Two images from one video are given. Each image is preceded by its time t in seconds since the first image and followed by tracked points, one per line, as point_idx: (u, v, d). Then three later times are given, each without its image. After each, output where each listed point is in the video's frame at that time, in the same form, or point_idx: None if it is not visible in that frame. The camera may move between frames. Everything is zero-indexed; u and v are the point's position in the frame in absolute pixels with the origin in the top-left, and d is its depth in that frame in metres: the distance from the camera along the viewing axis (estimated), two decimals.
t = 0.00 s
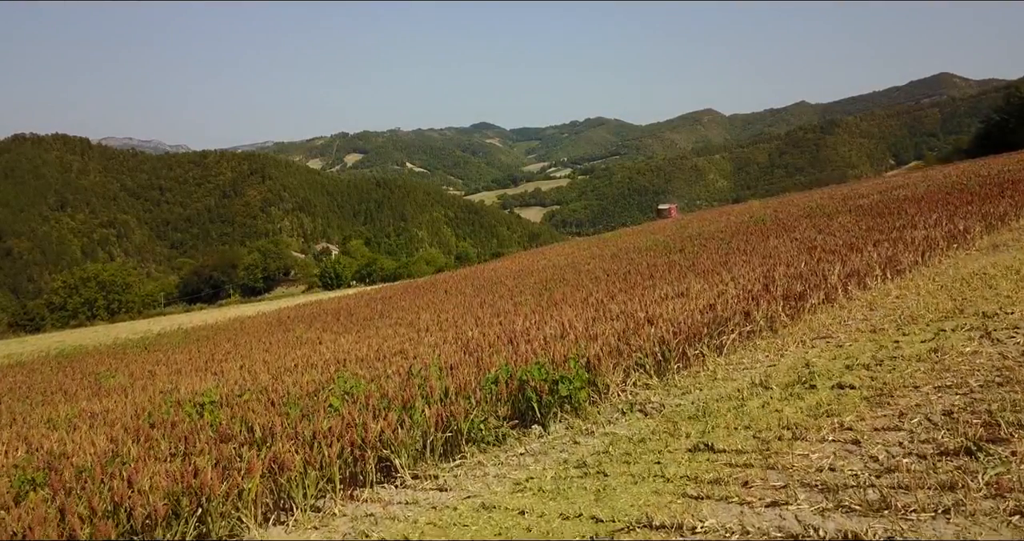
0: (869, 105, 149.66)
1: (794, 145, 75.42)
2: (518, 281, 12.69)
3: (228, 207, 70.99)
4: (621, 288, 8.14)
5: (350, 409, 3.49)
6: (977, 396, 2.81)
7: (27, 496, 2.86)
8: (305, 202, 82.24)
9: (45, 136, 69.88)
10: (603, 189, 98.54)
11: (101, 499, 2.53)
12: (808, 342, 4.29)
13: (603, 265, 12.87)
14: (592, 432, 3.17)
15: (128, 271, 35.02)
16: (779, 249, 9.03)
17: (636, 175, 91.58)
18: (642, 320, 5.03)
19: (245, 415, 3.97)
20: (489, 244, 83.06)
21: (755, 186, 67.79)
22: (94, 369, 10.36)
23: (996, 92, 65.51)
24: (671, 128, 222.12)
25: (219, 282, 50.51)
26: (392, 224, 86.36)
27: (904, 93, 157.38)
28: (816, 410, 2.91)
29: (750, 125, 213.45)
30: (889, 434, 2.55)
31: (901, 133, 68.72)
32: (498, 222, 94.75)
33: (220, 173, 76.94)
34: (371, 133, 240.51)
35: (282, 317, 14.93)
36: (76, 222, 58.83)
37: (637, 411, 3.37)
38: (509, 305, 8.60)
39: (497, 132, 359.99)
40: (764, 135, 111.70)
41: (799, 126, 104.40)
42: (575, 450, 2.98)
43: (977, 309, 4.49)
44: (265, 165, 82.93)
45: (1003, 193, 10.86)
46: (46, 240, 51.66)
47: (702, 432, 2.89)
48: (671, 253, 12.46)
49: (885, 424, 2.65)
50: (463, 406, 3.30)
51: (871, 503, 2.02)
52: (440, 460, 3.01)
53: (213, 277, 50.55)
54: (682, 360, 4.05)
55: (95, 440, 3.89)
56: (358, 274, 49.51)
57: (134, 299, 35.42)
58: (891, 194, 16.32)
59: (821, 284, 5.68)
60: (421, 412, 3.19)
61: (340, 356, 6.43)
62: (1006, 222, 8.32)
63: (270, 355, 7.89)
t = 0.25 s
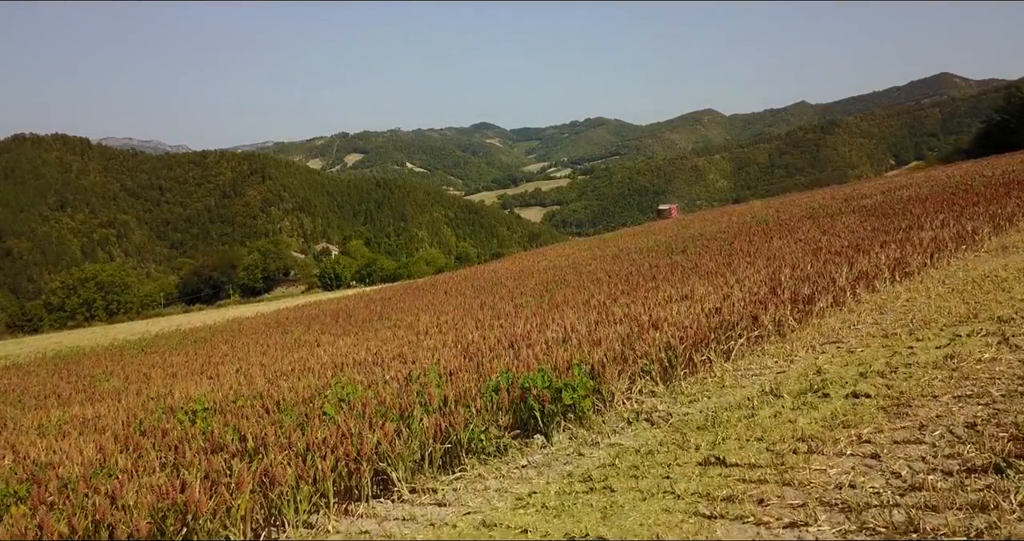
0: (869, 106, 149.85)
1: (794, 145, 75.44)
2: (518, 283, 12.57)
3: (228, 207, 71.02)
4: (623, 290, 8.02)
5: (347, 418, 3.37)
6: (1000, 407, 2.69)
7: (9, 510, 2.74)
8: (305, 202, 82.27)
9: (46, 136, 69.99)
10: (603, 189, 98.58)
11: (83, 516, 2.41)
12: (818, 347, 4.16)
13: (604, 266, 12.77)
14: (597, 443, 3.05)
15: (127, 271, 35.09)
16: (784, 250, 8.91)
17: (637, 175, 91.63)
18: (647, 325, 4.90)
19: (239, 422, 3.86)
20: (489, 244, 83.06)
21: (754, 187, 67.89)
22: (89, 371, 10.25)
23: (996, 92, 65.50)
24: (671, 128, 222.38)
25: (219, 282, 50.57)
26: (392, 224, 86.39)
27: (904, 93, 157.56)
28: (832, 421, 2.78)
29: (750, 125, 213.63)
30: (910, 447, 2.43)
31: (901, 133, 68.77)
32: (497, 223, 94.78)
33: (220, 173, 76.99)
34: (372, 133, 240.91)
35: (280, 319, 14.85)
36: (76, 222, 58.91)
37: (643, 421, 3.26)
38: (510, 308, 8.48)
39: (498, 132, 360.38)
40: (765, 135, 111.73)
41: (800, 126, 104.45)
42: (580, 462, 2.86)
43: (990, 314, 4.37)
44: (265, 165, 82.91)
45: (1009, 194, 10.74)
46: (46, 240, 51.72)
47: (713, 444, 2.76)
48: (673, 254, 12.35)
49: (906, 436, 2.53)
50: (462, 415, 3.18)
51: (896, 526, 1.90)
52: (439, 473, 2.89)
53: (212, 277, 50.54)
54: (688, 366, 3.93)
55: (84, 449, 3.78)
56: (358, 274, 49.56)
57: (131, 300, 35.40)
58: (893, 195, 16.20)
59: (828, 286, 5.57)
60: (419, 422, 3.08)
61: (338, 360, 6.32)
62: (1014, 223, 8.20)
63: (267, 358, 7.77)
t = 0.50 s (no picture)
0: (869, 106, 150.13)
1: (794, 146, 75.47)
2: (519, 284, 12.46)
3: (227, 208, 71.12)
4: (626, 292, 7.90)
5: (341, 428, 3.25)
6: None
7: None
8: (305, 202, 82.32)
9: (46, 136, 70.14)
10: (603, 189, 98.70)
11: None
12: (827, 353, 4.04)
13: (605, 267, 12.67)
14: (601, 454, 2.94)
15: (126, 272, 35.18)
16: (786, 252, 8.80)
17: (637, 176, 91.72)
18: (651, 328, 4.79)
19: (232, 430, 3.76)
20: (489, 245, 83.03)
21: (754, 188, 67.98)
22: (85, 374, 10.13)
23: (997, 92, 65.43)
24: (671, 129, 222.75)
25: (218, 282, 50.78)
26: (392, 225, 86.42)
27: (904, 94, 157.80)
28: (848, 433, 2.67)
29: (750, 125, 213.84)
30: (928, 463, 2.31)
31: (901, 133, 68.85)
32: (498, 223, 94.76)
33: (219, 173, 77.06)
34: (372, 133, 241.34)
35: (278, 320, 14.75)
36: (76, 222, 58.99)
37: (649, 430, 3.16)
38: (510, 310, 8.36)
39: (498, 134, 365.63)
40: (765, 135, 111.86)
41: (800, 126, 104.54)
42: (584, 475, 2.74)
43: (1004, 318, 4.26)
44: (265, 166, 82.90)
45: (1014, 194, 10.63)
46: (46, 240, 51.78)
47: (725, 460, 2.62)
48: (674, 255, 12.22)
49: (927, 450, 2.40)
50: (461, 426, 3.07)
51: None
52: (435, 487, 2.76)
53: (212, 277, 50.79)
54: (695, 373, 3.81)
55: (69, 458, 3.67)
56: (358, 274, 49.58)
57: (130, 300, 35.30)
58: (897, 195, 16.08)
59: (836, 288, 5.45)
60: (417, 434, 2.96)
61: (334, 364, 6.20)
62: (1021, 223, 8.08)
63: (264, 361, 7.66)
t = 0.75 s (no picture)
0: (869, 107, 150.44)
1: (794, 146, 75.54)
2: (519, 285, 12.36)
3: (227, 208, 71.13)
4: (628, 295, 7.78)
5: (335, 439, 3.14)
6: None
7: None
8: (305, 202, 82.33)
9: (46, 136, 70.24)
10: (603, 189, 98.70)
11: None
12: (837, 360, 3.92)
13: (607, 268, 12.54)
14: (607, 467, 2.82)
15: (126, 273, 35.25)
16: (791, 253, 8.69)
17: (637, 176, 91.76)
18: (655, 333, 4.66)
19: (224, 439, 3.64)
20: (489, 245, 83.09)
21: (753, 189, 68.09)
22: (80, 376, 10.03)
23: (997, 92, 65.45)
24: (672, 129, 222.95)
25: (218, 282, 51.27)
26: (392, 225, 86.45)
27: (905, 94, 157.97)
28: (865, 446, 2.54)
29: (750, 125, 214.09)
30: (954, 482, 2.19)
31: (901, 133, 68.93)
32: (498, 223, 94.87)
33: (219, 173, 77.12)
34: (372, 133, 241.60)
35: (277, 322, 14.67)
36: (76, 222, 59.10)
37: (656, 441, 3.04)
38: (510, 312, 8.23)
39: (498, 134, 365.87)
40: (765, 135, 111.89)
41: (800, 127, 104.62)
42: (589, 490, 2.63)
43: (1020, 323, 4.13)
44: (265, 166, 82.93)
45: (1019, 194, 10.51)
46: (46, 240, 51.89)
47: (736, 475, 2.50)
48: (676, 256, 12.11)
49: (950, 467, 2.28)
50: (460, 437, 2.95)
51: None
52: (433, 503, 2.64)
53: (212, 277, 51.25)
54: (701, 381, 3.70)
55: (55, 468, 3.56)
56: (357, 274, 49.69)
57: (128, 300, 35.27)
58: (899, 195, 15.97)
59: (844, 291, 5.33)
60: (414, 447, 2.84)
61: (332, 368, 6.09)
62: None
63: (260, 364, 7.54)
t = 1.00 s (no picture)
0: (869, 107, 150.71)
1: (794, 146, 75.65)
2: (519, 287, 12.23)
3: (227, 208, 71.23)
4: (631, 298, 7.65)
5: (329, 450, 3.01)
6: None
7: None
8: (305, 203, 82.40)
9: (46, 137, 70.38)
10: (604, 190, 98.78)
11: None
12: (849, 367, 3.80)
13: (608, 269, 12.45)
14: (613, 481, 2.70)
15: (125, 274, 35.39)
16: (795, 255, 8.58)
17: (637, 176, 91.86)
18: (659, 338, 4.55)
19: (217, 450, 3.52)
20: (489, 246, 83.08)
21: (753, 189, 68.27)
22: (75, 379, 9.88)
23: (997, 93, 65.44)
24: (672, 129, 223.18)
25: (218, 282, 51.73)
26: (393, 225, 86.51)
27: (905, 95, 158.25)
28: (886, 461, 2.42)
29: (750, 125, 214.35)
30: (983, 503, 2.06)
31: (902, 133, 69.04)
32: (498, 223, 94.83)
33: (219, 173, 77.28)
34: (373, 133, 241.98)
35: (275, 323, 14.60)
36: (75, 222, 59.24)
37: (663, 453, 2.93)
38: (511, 315, 8.10)
39: (499, 134, 366.29)
40: (765, 135, 111.99)
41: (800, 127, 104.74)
42: (594, 507, 2.50)
43: None
44: (265, 165, 82.87)
45: None
46: (45, 240, 51.92)
47: (748, 492, 2.37)
48: (678, 257, 11.96)
49: (977, 486, 2.16)
50: (460, 449, 2.84)
51: None
52: (430, 520, 2.52)
53: (211, 277, 51.70)
54: (710, 390, 3.58)
55: (39, 479, 3.45)
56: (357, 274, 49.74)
57: (127, 301, 35.91)
58: (903, 195, 15.86)
59: (853, 294, 5.22)
60: (411, 460, 2.73)
61: (328, 373, 5.98)
62: None
63: (256, 368, 7.40)
